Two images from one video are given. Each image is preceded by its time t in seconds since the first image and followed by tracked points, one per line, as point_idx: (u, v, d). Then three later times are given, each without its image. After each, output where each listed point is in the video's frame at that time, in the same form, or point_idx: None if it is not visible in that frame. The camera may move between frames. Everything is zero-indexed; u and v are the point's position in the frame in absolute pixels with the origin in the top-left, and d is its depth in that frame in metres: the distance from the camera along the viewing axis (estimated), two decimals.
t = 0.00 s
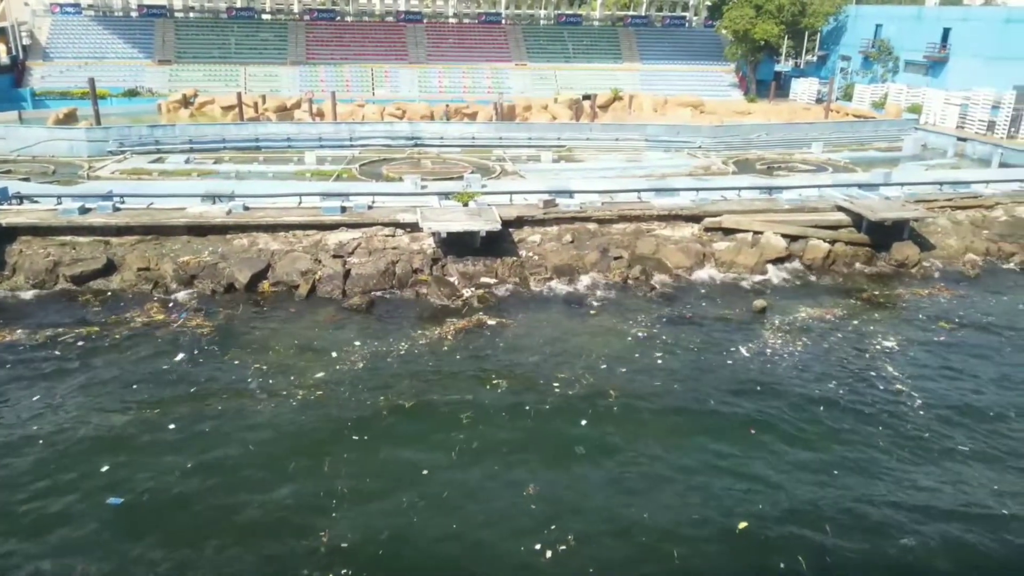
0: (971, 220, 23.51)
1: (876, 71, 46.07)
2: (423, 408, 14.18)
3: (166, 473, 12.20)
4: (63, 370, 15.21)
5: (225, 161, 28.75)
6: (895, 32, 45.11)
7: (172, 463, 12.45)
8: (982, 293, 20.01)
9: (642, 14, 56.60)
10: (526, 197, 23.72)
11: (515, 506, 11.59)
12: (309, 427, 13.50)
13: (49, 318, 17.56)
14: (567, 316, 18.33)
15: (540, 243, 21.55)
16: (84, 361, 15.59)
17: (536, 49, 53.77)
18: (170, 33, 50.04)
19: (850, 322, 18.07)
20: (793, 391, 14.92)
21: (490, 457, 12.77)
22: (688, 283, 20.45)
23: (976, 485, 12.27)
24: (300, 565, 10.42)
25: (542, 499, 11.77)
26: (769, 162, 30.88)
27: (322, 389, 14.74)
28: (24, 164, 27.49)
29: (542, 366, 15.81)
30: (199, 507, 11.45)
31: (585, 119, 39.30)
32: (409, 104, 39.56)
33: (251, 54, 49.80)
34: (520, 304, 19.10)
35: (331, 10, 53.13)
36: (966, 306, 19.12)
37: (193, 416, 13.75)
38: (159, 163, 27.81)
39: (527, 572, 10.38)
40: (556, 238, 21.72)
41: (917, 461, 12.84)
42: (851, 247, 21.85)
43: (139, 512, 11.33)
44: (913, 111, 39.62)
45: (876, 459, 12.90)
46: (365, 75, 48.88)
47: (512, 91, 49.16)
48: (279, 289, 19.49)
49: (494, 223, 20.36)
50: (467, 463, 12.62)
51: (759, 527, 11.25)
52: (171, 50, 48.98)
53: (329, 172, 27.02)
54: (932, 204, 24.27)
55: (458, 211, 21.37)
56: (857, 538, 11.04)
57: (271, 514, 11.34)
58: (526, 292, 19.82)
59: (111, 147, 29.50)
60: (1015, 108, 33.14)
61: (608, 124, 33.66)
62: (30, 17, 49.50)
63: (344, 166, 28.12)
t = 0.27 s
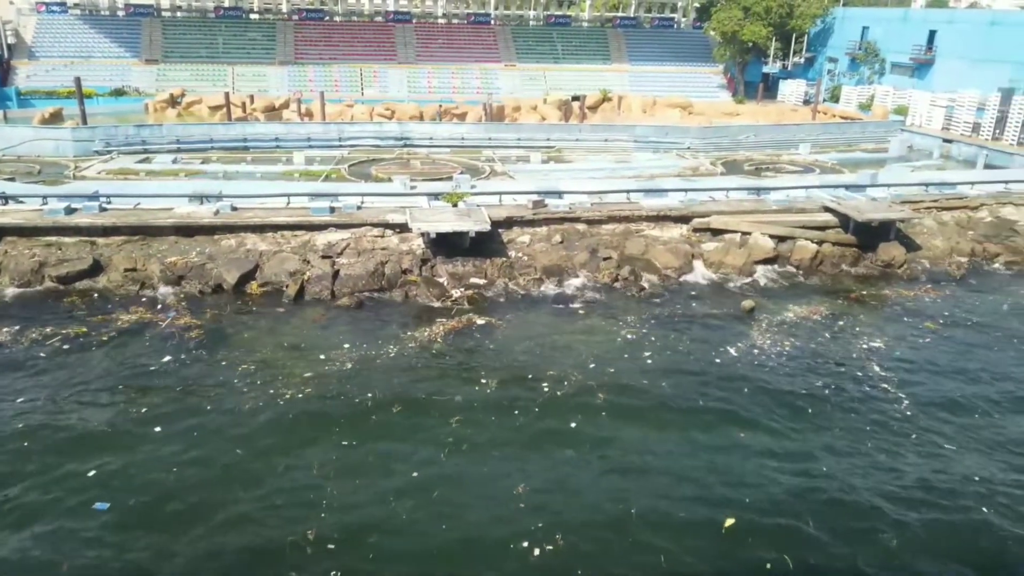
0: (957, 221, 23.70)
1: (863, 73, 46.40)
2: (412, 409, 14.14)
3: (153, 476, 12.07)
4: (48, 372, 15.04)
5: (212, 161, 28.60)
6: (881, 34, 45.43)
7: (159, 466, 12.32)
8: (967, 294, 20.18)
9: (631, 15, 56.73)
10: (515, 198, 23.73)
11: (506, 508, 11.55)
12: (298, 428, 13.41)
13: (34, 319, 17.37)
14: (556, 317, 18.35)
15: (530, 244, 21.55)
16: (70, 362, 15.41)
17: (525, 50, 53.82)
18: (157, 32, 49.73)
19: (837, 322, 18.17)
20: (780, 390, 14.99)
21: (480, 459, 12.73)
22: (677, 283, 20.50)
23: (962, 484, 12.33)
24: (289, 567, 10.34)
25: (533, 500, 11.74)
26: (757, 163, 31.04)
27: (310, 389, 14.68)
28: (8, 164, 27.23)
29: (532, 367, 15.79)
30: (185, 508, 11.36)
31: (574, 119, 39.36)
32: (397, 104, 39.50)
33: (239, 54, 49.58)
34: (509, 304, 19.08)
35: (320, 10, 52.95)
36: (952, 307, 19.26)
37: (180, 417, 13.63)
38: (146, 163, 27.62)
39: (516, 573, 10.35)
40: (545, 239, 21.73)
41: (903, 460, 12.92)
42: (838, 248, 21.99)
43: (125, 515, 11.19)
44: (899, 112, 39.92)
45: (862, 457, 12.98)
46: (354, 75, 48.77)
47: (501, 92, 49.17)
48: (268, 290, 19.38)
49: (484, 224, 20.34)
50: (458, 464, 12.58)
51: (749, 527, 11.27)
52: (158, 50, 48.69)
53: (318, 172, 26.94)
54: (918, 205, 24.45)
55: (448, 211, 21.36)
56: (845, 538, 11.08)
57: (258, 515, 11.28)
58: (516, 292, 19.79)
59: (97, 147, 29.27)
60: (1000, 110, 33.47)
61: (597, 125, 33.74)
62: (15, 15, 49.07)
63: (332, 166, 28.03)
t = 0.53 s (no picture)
0: (940, 222, 23.92)
1: (848, 75, 46.74)
2: (399, 410, 14.10)
3: (136, 478, 11.97)
4: (30, 373, 14.89)
5: (198, 161, 28.44)
6: (866, 37, 45.80)
7: (142, 468, 12.23)
8: (950, 294, 20.36)
9: (618, 17, 56.90)
10: (503, 199, 23.73)
11: (492, 508, 11.55)
12: (283, 430, 13.35)
13: (16, 321, 17.20)
14: (543, 318, 18.36)
15: (517, 244, 21.56)
16: (52, 364, 15.27)
17: (513, 51, 53.86)
18: (142, 31, 49.39)
19: (822, 323, 18.29)
20: (765, 391, 15.06)
21: (467, 459, 12.72)
22: (663, 284, 20.57)
23: (945, 482, 12.43)
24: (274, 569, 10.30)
25: (519, 500, 11.75)
26: (743, 164, 31.21)
27: (294, 390, 14.60)
28: None
29: (518, 368, 15.79)
30: (167, 511, 11.27)
31: (561, 120, 39.44)
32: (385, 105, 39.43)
33: (225, 53, 49.32)
34: (496, 305, 19.07)
35: (307, 10, 52.75)
36: (935, 307, 19.43)
37: (164, 419, 13.53)
38: (131, 163, 27.42)
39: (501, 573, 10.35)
40: (533, 240, 21.74)
41: (887, 458, 13.00)
42: (824, 249, 22.14)
43: (107, 518, 11.10)
44: (883, 115, 40.26)
45: (846, 456, 13.05)
46: (341, 75, 48.62)
47: (489, 93, 49.17)
48: (254, 291, 19.28)
49: (471, 224, 20.33)
50: (444, 465, 12.56)
51: (734, 526, 11.31)
52: (143, 49, 48.35)
53: (304, 173, 26.83)
54: (902, 207, 24.66)
55: (435, 212, 21.33)
56: (829, 536, 11.15)
57: (242, 518, 11.21)
58: (503, 293, 19.79)
59: (80, 147, 29.03)
60: (982, 112, 33.83)
61: (584, 127, 33.81)
62: None
63: (319, 167, 27.94)
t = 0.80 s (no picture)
0: (926, 223, 24.11)
1: (835, 76, 46.98)
2: (388, 411, 14.10)
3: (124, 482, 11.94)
4: (16, 376, 14.79)
5: (186, 162, 28.30)
6: (852, 38, 46.06)
7: (130, 471, 12.19)
8: (936, 294, 20.52)
9: (607, 18, 57.00)
10: (492, 199, 23.74)
11: (481, 510, 11.58)
12: (271, 432, 13.32)
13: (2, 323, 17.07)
14: (533, 318, 18.38)
15: (506, 245, 21.57)
16: (39, 366, 15.17)
17: (502, 51, 53.89)
18: (128, 30, 49.06)
19: (810, 323, 18.41)
20: (753, 391, 15.14)
21: (456, 461, 12.73)
22: (653, 284, 20.64)
23: (929, 481, 12.55)
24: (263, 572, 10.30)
25: (508, 501, 11.78)
26: (731, 165, 31.35)
27: (283, 392, 14.56)
28: None
29: (507, 368, 15.81)
30: (155, 516, 11.22)
31: (551, 121, 39.48)
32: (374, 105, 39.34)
33: (213, 53, 49.07)
34: (486, 306, 19.07)
35: (295, 10, 52.54)
36: (921, 307, 19.58)
37: (152, 422, 13.48)
38: (118, 164, 27.24)
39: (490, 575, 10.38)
40: (522, 240, 21.76)
41: (873, 458, 13.11)
42: (811, 249, 22.27)
43: (95, 522, 11.06)
44: (870, 116, 40.55)
45: (833, 457, 13.15)
46: (330, 75, 48.49)
47: (478, 93, 49.18)
48: (242, 292, 19.20)
49: (461, 225, 20.32)
50: (434, 466, 12.57)
51: (721, 526, 11.38)
52: (130, 49, 48.04)
53: (293, 173, 26.73)
54: (888, 208, 24.85)
55: (424, 213, 21.32)
56: (816, 535, 11.24)
57: (232, 521, 11.18)
58: (493, 294, 19.78)
59: (67, 147, 28.82)
60: (967, 114, 34.10)
61: (573, 127, 33.85)
62: None
63: (308, 167, 27.86)
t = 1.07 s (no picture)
0: (915, 223, 24.26)
1: (824, 77, 47.20)
2: (379, 412, 14.06)
3: (113, 482, 11.87)
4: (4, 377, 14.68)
5: (175, 162, 28.16)
6: (841, 39, 46.29)
7: (119, 472, 12.11)
8: (925, 295, 20.65)
9: (597, 19, 57.07)
10: (484, 200, 23.73)
11: (473, 511, 11.55)
12: (262, 433, 13.26)
13: None
14: (524, 318, 18.37)
15: (498, 245, 21.56)
16: (27, 367, 15.06)
17: (493, 52, 53.89)
18: (117, 30, 48.79)
19: (800, 324, 18.49)
20: (744, 392, 15.18)
21: (448, 461, 12.71)
22: (643, 285, 20.68)
23: (918, 482, 12.62)
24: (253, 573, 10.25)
25: (500, 502, 11.76)
26: (721, 166, 31.45)
27: (273, 394, 14.49)
28: None
29: (499, 369, 15.79)
30: (145, 518, 11.15)
31: (541, 122, 39.52)
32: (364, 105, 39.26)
33: (203, 53, 48.86)
34: (477, 307, 19.05)
35: (285, 10, 52.35)
36: (909, 308, 19.71)
37: (141, 423, 13.40)
38: (106, 164, 27.08)
39: None
40: (513, 241, 21.76)
41: (863, 458, 13.17)
42: (801, 249, 22.37)
43: (84, 523, 10.99)
44: (858, 117, 40.79)
45: (823, 457, 13.20)
46: (320, 75, 48.36)
47: (469, 94, 49.16)
48: (232, 292, 19.12)
49: (451, 225, 20.30)
50: (425, 467, 12.54)
51: (712, 526, 11.41)
52: (118, 48, 47.76)
53: (283, 174, 26.64)
54: (877, 208, 24.98)
55: (415, 213, 21.28)
56: (806, 536, 11.29)
57: (222, 522, 11.12)
58: (484, 295, 19.77)
59: (54, 147, 28.64)
60: (955, 115, 34.34)
61: (564, 128, 33.88)
62: None
63: (298, 168, 27.78)
